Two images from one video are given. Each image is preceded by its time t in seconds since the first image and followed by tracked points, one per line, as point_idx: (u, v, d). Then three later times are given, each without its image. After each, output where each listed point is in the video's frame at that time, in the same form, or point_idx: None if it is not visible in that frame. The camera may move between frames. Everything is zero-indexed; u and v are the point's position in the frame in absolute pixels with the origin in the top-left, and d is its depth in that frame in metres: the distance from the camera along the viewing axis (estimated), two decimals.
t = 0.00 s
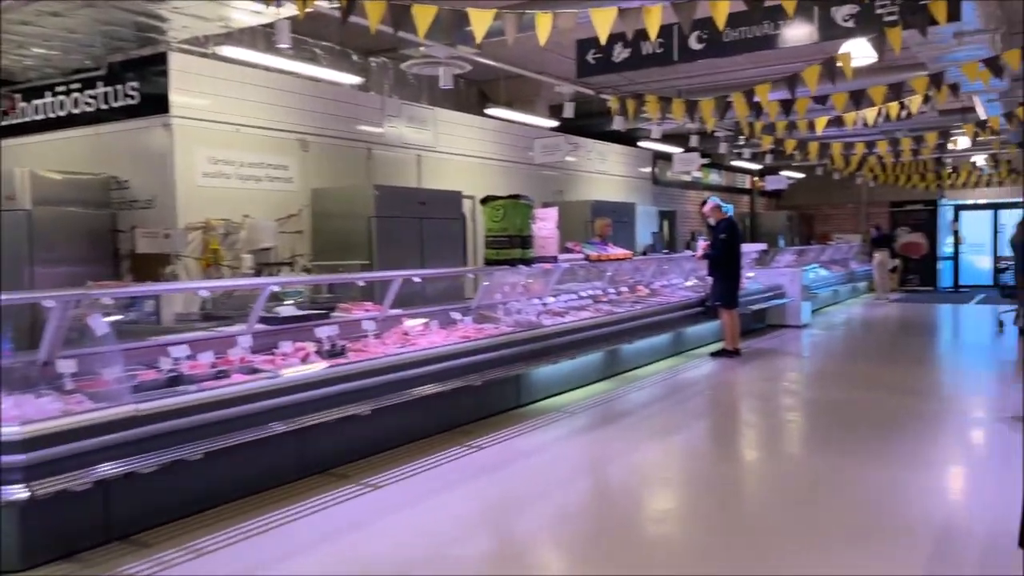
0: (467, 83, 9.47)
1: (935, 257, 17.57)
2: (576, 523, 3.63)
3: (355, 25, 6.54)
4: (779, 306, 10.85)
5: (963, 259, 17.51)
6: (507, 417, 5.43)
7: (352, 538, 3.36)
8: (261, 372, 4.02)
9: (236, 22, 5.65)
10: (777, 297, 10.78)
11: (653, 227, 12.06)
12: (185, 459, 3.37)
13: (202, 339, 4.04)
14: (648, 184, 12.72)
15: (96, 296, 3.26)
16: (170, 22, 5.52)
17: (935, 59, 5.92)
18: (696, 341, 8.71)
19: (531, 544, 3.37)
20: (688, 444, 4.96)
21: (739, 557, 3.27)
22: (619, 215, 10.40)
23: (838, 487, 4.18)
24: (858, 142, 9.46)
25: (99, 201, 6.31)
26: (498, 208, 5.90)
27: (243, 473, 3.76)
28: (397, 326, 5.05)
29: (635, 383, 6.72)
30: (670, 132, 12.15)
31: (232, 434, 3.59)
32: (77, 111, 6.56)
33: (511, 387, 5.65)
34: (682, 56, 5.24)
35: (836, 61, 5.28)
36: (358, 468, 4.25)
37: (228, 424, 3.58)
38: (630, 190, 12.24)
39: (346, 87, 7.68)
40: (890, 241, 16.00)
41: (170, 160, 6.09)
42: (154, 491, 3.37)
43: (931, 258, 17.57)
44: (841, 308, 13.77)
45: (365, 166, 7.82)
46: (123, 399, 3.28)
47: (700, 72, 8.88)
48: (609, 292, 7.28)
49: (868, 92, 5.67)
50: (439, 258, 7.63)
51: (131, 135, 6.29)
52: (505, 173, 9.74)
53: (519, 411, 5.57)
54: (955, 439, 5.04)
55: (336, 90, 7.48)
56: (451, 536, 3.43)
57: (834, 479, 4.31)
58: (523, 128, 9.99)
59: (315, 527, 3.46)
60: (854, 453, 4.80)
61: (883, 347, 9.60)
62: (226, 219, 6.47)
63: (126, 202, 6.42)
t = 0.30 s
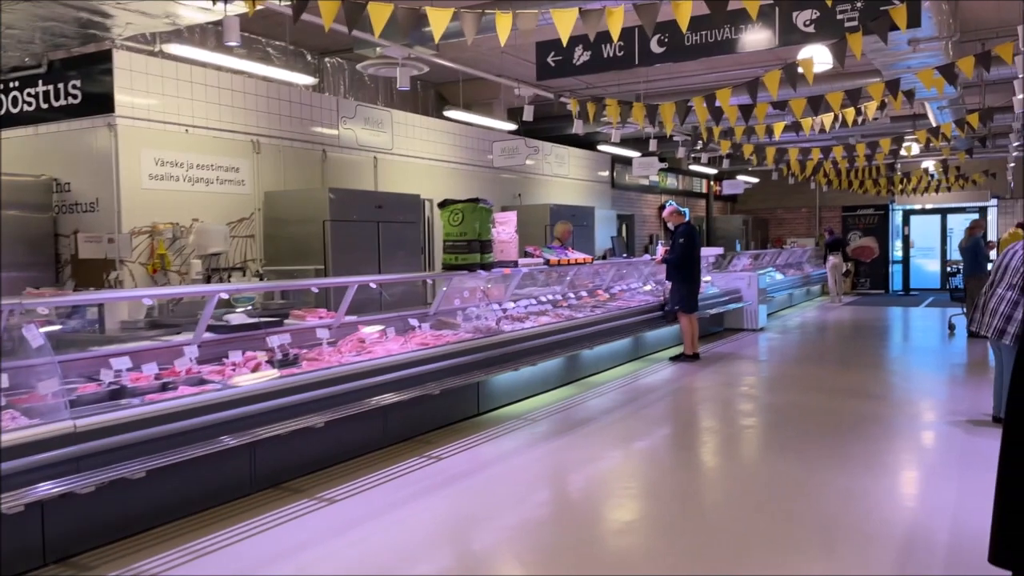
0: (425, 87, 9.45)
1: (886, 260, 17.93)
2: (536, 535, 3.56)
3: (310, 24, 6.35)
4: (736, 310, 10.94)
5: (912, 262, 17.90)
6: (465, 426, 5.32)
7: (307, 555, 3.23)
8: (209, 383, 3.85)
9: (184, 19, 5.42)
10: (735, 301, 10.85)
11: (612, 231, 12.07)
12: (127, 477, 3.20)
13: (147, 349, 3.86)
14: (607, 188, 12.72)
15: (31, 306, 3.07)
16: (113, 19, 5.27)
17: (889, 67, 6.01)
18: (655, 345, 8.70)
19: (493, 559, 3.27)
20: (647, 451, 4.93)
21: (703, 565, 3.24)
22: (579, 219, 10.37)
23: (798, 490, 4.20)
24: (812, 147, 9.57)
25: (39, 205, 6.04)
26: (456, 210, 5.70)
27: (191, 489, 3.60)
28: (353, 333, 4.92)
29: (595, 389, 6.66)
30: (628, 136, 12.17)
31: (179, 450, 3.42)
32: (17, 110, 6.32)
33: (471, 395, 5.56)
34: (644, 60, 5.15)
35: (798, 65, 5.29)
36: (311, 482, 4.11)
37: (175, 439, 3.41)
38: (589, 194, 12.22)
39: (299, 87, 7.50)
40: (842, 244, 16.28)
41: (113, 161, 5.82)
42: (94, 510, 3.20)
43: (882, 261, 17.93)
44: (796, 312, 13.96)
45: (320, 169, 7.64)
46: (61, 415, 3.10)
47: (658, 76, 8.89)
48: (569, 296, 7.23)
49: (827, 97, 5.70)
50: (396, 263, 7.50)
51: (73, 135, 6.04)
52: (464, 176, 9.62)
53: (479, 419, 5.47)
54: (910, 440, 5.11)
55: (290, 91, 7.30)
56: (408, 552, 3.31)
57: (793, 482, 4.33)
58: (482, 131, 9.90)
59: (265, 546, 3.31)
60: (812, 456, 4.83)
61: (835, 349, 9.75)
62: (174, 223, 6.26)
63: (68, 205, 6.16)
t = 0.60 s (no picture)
0: (381, 83, 9.31)
1: (835, 262, 18.29)
2: (496, 542, 3.45)
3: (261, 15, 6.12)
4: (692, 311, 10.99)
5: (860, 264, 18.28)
6: (423, 429, 5.20)
7: (257, 568, 3.07)
8: (154, 388, 3.66)
9: (128, 7, 5.15)
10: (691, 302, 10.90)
11: (569, 232, 12.04)
12: (66, 489, 3.00)
13: (88, 351, 3.65)
14: (564, 189, 12.69)
15: None
16: (53, 7, 5.00)
17: (844, 70, 6.06)
18: (613, 347, 8.67)
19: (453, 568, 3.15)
20: (607, 454, 4.88)
21: (667, 570, 3.18)
22: (536, 219, 10.31)
23: (760, 491, 4.18)
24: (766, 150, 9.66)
25: None
26: (414, 209, 5.57)
27: (133, 500, 3.42)
28: (307, 336, 4.77)
29: (554, 392, 6.59)
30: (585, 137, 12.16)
31: (122, 458, 3.23)
32: None
33: (428, 398, 5.44)
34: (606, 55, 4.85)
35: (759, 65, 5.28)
36: (263, 490, 3.94)
37: (117, 446, 3.22)
38: (546, 195, 12.17)
39: (250, 82, 7.28)
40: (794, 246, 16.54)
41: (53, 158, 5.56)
42: (28, 524, 3.00)
43: (831, 263, 18.28)
44: (749, 313, 14.12)
45: (271, 166, 7.44)
46: None
47: (616, 76, 8.87)
48: (528, 298, 7.15)
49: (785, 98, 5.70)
50: (352, 264, 7.33)
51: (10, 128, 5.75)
52: (421, 175, 9.48)
53: (436, 423, 5.36)
54: (866, 439, 5.15)
55: (241, 85, 7.09)
56: (364, 563, 3.17)
57: (754, 483, 4.31)
58: (438, 130, 9.77)
59: (214, 558, 3.15)
60: (771, 456, 4.83)
61: (789, 350, 9.85)
62: (118, 221, 6.01)
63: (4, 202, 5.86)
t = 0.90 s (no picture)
0: (336, 76, 9.10)
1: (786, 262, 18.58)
2: (462, 547, 3.33)
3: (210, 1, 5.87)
4: (650, 309, 11.02)
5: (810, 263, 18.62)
6: (382, 430, 5.06)
7: None
8: (99, 390, 3.46)
9: None
10: (650, 300, 10.92)
11: (528, 230, 11.97)
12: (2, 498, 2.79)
13: (28, 351, 3.41)
14: (521, 186, 12.62)
15: None
16: None
17: (804, 68, 6.08)
18: (573, 345, 8.62)
19: None
20: (571, 454, 4.79)
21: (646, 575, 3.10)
22: (495, 216, 10.20)
23: (729, 492, 4.14)
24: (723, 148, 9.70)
25: None
26: (373, 203, 5.38)
27: (75, 509, 3.21)
28: (262, 334, 4.58)
29: (515, 390, 6.50)
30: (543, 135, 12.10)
31: (64, 466, 3.03)
32: None
33: (387, 398, 5.29)
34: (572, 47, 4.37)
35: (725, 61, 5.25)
36: (215, 495, 3.77)
37: (59, 452, 3.02)
38: (504, 192, 12.09)
39: (199, 70, 7.02)
40: (748, 245, 16.73)
41: None
42: None
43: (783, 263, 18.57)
44: (705, 311, 14.24)
45: (221, 158, 7.17)
46: None
47: (575, 73, 8.82)
48: (488, 295, 7.05)
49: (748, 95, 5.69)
50: (307, 260, 7.12)
51: None
52: (377, 170, 9.29)
53: (395, 423, 5.22)
54: (827, 435, 5.17)
55: (189, 74, 6.82)
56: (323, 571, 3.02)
57: (722, 483, 4.27)
58: (395, 124, 9.59)
59: (164, 569, 2.97)
60: (736, 454, 4.81)
61: (745, 348, 9.93)
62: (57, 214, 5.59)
63: None
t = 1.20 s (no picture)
0: (294, 71, 8.87)
1: (744, 259, 18.80)
2: (438, 561, 3.21)
3: None
4: (613, 308, 11.01)
5: (767, 260, 18.89)
6: (348, 437, 4.90)
7: None
8: (48, 403, 3.25)
9: None
10: (613, 299, 10.89)
11: (490, 228, 11.87)
12: None
13: None
14: (483, 184, 12.50)
15: None
16: None
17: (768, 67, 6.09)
18: (538, 345, 8.54)
19: None
20: (544, 459, 4.70)
21: None
22: (458, 214, 10.07)
23: (709, 495, 4.09)
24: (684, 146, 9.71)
25: None
26: (336, 201, 5.16)
27: (20, 529, 3.00)
28: (221, 339, 4.37)
29: (482, 393, 6.38)
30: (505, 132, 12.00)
31: (12, 485, 2.83)
32: None
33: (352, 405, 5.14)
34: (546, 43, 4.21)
35: (701, 58, 5.18)
36: (174, 511, 3.58)
37: (6, 471, 2.82)
38: (466, 190, 11.96)
39: (149, 63, 6.74)
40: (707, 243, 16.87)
41: None
42: None
43: (741, 260, 18.78)
44: (666, 309, 14.30)
45: (175, 155, 6.91)
46: None
47: (539, 70, 8.73)
48: (454, 296, 6.94)
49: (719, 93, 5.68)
50: (266, 260, 6.90)
51: None
52: (337, 168, 9.08)
53: (361, 430, 5.07)
54: (800, 434, 5.16)
55: (140, 67, 6.55)
56: None
57: (700, 487, 4.23)
58: (355, 121, 9.39)
59: None
60: (712, 456, 4.77)
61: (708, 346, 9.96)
62: None
63: None
